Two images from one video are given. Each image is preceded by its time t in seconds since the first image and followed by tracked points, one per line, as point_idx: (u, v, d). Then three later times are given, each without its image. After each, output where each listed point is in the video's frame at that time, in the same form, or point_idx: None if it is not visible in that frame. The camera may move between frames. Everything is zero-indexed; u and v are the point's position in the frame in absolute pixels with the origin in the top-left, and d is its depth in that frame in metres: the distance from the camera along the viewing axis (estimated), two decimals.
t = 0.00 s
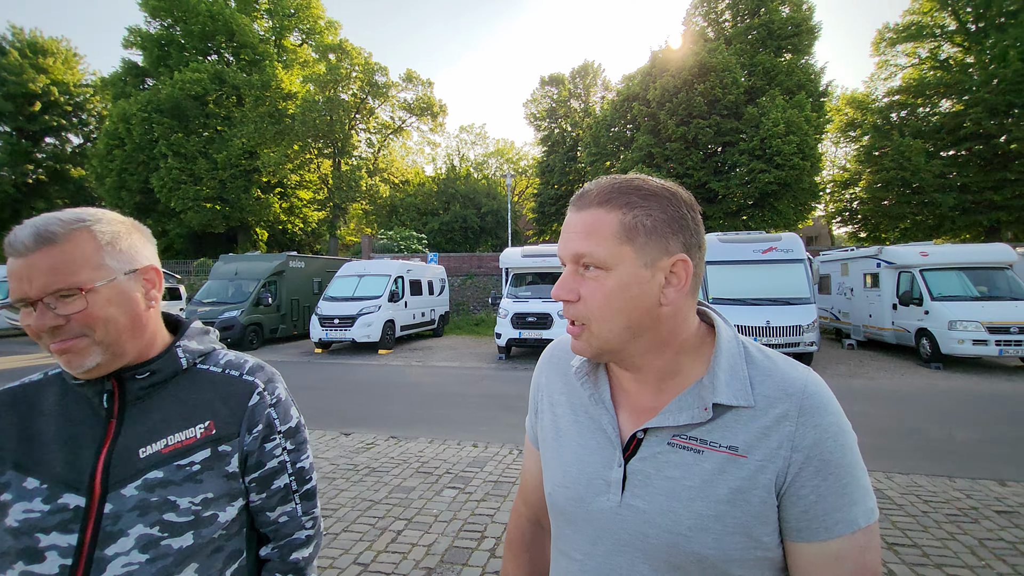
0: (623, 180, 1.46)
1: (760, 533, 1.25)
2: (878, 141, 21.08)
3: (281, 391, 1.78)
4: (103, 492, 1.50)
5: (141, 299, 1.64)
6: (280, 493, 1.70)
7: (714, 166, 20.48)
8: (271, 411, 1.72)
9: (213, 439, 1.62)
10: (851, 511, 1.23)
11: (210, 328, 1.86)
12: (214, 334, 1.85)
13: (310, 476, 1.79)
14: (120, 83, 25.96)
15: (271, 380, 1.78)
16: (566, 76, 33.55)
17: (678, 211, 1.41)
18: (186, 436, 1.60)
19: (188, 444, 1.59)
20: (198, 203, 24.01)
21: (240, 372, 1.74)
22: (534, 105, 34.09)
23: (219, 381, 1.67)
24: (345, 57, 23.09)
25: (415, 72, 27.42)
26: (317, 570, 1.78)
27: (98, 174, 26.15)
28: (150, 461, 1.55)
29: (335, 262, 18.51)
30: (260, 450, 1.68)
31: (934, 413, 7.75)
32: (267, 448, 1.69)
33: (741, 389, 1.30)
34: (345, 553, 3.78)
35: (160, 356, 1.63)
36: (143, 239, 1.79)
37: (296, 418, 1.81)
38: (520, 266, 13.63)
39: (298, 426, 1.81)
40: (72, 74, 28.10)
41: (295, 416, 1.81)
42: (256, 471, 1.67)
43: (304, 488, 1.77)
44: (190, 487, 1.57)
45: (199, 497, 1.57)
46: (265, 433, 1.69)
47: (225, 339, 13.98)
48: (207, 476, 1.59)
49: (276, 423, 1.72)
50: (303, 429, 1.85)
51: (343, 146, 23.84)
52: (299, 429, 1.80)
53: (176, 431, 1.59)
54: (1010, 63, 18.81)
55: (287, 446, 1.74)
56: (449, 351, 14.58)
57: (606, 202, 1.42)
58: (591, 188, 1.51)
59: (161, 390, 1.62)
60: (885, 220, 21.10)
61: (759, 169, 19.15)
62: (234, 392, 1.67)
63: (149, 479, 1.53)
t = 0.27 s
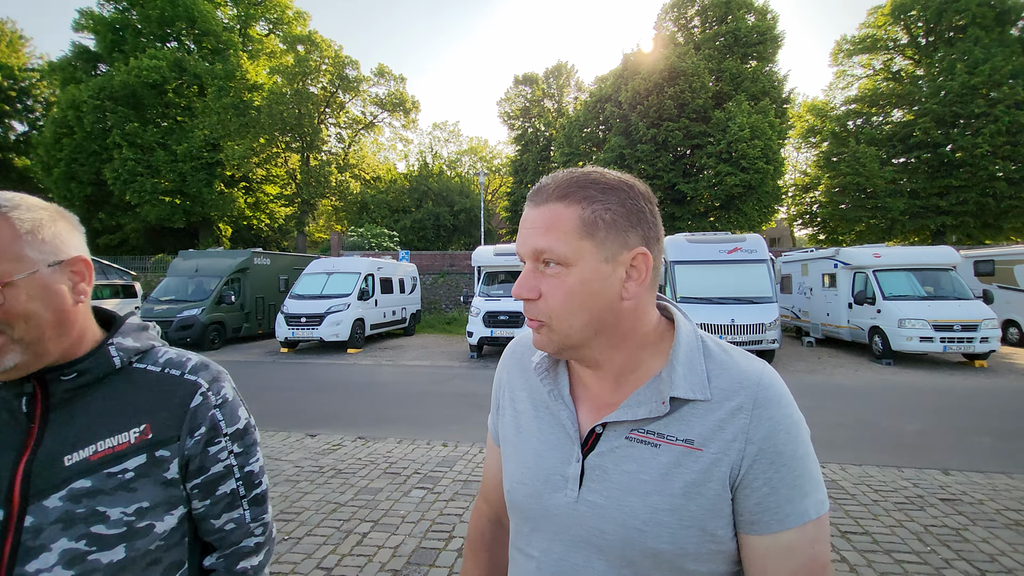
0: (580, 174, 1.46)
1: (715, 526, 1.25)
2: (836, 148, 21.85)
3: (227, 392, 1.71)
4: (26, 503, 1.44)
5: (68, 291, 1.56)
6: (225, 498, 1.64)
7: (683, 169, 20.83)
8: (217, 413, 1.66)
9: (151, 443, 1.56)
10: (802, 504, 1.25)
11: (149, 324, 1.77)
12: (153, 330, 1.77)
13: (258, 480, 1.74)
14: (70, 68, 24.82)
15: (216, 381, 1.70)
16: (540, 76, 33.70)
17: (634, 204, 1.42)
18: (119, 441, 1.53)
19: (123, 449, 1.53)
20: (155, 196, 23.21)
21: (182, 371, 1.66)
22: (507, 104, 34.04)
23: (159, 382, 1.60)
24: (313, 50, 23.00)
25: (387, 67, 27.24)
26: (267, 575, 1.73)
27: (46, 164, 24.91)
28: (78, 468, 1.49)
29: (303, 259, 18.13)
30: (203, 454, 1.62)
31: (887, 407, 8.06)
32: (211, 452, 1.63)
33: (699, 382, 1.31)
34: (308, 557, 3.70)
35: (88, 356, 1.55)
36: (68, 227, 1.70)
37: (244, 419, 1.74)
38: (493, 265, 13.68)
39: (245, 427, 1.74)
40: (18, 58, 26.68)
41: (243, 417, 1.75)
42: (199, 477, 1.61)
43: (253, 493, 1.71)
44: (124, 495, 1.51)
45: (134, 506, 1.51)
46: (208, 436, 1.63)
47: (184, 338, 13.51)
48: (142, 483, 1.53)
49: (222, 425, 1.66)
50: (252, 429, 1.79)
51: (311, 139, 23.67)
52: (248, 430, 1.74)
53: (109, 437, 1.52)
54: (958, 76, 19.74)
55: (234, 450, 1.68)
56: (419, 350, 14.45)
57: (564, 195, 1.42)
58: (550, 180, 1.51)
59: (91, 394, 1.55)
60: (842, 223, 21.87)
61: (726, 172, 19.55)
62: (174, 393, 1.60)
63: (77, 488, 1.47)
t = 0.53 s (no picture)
0: (573, 163, 1.46)
1: (675, 522, 1.25)
2: (798, 153, 22.53)
3: (170, 396, 1.49)
4: None
5: None
6: (164, 514, 1.44)
7: (654, 169, 21.14)
8: (155, 419, 1.44)
9: (78, 453, 1.37)
10: (760, 494, 1.26)
11: (87, 321, 1.55)
12: (92, 328, 1.55)
13: (206, 490, 1.52)
14: (19, 54, 23.71)
15: (157, 383, 1.48)
16: (513, 75, 33.47)
17: (617, 198, 1.51)
18: (44, 451, 1.37)
19: (47, 460, 1.36)
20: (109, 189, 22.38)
21: (118, 373, 1.45)
22: (481, 102, 33.94)
23: (87, 386, 1.41)
24: (280, 40, 23.05)
25: (357, 62, 26.86)
26: None
27: None
28: None
29: (269, 257, 17.74)
30: (138, 466, 1.41)
31: (845, 402, 8.34)
32: (147, 462, 1.42)
33: (659, 376, 1.33)
34: (270, 563, 3.64)
35: (11, 359, 1.38)
36: None
37: (188, 424, 1.51)
38: (464, 263, 13.62)
39: (191, 433, 1.52)
40: None
41: (188, 421, 1.52)
42: (133, 490, 1.41)
43: (197, 506, 1.49)
44: (48, 510, 1.35)
45: (59, 522, 1.36)
46: (145, 445, 1.42)
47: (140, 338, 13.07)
48: (68, 497, 1.36)
49: (161, 432, 1.44)
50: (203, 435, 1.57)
51: (278, 134, 23.44)
52: (193, 436, 1.52)
53: (33, 446, 1.36)
54: (911, 85, 20.57)
55: (175, 459, 1.46)
56: (390, 349, 14.31)
57: (569, 183, 1.41)
58: (540, 167, 1.47)
59: (14, 399, 1.38)
60: (804, 225, 22.55)
61: (694, 174, 19.90)
62: (105, 396, 1.40)
63: None
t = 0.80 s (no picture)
0: (567, 150, 1.42)
1: (649, 525, 1.21)
2: (765, 155, 23.09)
3: (112, 398, 1.41)
4: None
5: None
6: (106, 522, 1.37)
7: (626, 169, 21.39)
8: (96, 422, 1.37)
9: (13, 459, 1.30)
10: (735, 492, 1.23)
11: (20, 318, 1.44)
12: (26, 325, 1.44)
13: (152, 498, 1.46)
14: None
15: (99, 384, 1.41)
16: (487, 72, 33.32)
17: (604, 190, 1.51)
18: None
19: None
20: (61, 180, 21.47)
21: (56, 374, 1.36)
22: (454, 99, 33.75)
23: (22, 387, 1.32)
24: (246, 28, 22.56)
25: (328, 54, 26.40)
26: None
27: None
28: None
29: (234, 252, 17.30)
30: (78, 472, 1.34)
31: (807, 397, 8.58)
32: (88, 468, 1.35)
33: (634, 373, 1.29)
34: (231, 569, 3.55)
35: None
36: None
37: (133, 427, 1.45)
38: (436, 259, 13.52)
39: (136, 437, 1.45)
40: None
41: (133, 424, 1.46)
42: (74, 497, 1.34)
43: (143, 513, 1.43)
44: None
45: None
46: (85, 450, 1.35)
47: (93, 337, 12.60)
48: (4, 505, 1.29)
49: (103, 437, 1.38)
50: (149, 439, 1.51)
51: (244, 125, 22.97)
52: (138, 440, 1.46)
53: None
54: (870, 92, 21.31)
55: (118, 465, 1.40)
56: (360, 347, 14.13)
57: (568, 169, 1.37)
58: (533, 150, 1.41)
59: None
60: (769, 226, 23.12)
61: (665, 174, 20.17)
62: (41, 400, 1.32)
63: None
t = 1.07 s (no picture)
0: (547, 151, 1.41)
1: (632, 534, 1.21)
2: (744, 157, 23.39)
3: (81, 402, 1.38)
4: None
5: None
6: (74, 530, 1.33)
7: (608, 169, 21.52)
8: (64, 428, 1.33)
9: None
10: (719, 502, 1.23)
11: None
12: None
13: (122, 504, 1.42)
14: None
15: (67, 388, 1.37)
16: (469, 70, 33.25)
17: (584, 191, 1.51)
18: None
19: None
20: (28, 174, 20.81)
21: (21, 378, 1.32)
22: (436, 97, 33.59)
23: None
24: (223, 21, 22.25)
25: (307, 49, 26.08)
26: None
27: None
28: None
29: (210, 250, 17.00)
30: (45, 479, 1.30)
31: (784, 395, 8.73)
32: (56, 475, 1.31)
33: (617, 381, 1.29)
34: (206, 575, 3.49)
35: None
36: None
37: (101, 432, 1.41)
38: (418, 258, 13.45)
39: (105, 443, 1.41)
40: None
41: (101, 429, 1.42)
42: (40, 505, 1.29)
43: (113, 521, 1.39)
44: None
45: None
46: (52, 455, 1.31)
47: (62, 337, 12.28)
48: None
49: (72, 442, 1.34)
50: (118, 444, 1.47)
51: (220, 120, 22.62)
52: (107, 445, 1.41)
53: None
54: (844, 97, 21.76)
55: (86, 471, 1.35)
56: (340, 346, 13.99)
57: (548, 172, 1.36)
58: (511, 153, 1.40)
59: None
60: (747, 227, 23.45)
61: (647, 175, 20.32)
62: (6, 404, 1.27)
63: None
